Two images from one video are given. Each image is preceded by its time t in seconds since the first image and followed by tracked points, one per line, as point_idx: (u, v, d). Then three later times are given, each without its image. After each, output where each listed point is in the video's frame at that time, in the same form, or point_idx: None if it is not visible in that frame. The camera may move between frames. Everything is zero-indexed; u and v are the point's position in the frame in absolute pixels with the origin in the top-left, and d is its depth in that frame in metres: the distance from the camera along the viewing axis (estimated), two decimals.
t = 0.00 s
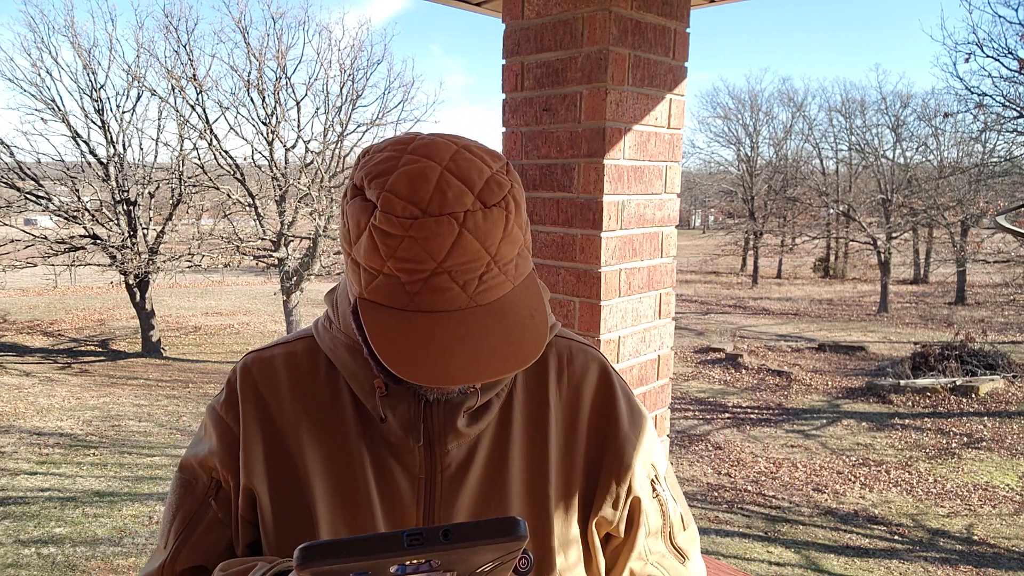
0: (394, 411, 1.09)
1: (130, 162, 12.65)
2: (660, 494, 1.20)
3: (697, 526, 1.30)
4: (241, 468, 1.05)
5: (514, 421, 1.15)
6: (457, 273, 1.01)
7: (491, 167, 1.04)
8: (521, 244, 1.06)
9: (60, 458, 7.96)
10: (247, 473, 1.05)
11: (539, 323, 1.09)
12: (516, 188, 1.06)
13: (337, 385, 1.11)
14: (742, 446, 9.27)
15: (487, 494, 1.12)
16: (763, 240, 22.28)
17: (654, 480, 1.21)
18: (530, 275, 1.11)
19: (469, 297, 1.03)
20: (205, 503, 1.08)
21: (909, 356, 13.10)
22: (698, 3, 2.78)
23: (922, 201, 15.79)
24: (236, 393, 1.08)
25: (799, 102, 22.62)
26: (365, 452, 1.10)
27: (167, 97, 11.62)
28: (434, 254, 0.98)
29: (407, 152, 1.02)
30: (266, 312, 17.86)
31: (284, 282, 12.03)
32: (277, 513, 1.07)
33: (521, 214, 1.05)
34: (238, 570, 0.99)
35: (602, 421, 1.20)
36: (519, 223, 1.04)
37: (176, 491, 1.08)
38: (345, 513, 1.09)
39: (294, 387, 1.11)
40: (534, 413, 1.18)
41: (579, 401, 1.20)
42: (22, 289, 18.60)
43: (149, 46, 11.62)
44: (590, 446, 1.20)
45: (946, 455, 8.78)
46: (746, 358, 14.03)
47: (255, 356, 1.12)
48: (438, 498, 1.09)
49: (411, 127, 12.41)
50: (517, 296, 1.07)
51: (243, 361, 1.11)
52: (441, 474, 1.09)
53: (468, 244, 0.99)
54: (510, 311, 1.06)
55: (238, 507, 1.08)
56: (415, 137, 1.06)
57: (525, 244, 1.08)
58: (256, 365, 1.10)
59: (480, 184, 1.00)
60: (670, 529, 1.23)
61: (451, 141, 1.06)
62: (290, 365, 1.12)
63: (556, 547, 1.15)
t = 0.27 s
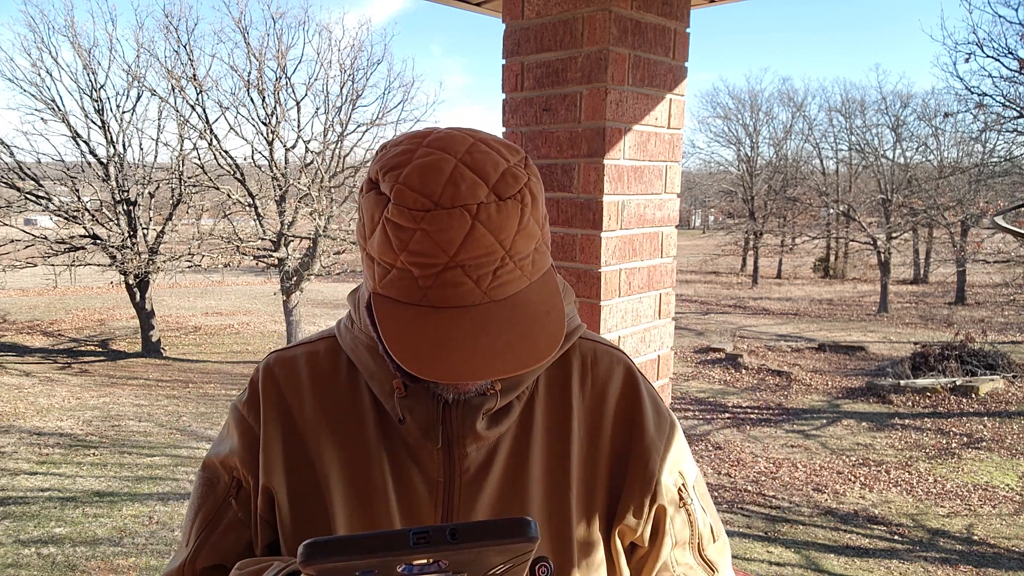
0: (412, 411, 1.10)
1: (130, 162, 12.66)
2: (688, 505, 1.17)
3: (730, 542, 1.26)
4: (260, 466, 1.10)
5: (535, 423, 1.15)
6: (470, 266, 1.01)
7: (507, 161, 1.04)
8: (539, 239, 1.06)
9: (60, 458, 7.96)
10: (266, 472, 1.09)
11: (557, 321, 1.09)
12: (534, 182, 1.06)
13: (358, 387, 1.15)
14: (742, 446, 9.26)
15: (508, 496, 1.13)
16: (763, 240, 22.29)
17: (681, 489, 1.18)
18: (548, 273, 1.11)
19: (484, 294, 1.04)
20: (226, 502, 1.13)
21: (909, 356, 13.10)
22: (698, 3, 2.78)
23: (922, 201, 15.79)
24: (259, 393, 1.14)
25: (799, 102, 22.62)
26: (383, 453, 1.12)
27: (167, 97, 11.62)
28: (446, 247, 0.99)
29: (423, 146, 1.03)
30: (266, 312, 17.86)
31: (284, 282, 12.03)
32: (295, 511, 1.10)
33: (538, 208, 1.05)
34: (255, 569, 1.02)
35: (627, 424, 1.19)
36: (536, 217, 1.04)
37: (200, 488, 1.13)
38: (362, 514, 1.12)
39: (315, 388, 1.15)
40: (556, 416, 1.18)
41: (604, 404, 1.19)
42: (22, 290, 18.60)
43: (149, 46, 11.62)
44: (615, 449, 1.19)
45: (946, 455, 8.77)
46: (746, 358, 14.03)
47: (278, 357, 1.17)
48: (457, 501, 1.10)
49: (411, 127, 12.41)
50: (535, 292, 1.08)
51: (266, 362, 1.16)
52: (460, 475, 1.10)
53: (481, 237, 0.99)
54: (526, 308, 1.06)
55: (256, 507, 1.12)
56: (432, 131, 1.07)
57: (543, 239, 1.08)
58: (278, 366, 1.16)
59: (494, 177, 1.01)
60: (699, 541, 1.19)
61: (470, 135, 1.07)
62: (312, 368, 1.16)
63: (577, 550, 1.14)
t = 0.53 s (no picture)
0: (422, 410, 1.11)
1: (130, 162, 12.67)
2: (703, 508, 1.15)
3: (746, 549, 1.24)
4: (270, 464, 1.11)
5: (546, 424, 1.15)
6: (477, 260, 1.01)
7: (517, 155, 1.04)
8: (547, 234, 1.06)
9: (60, 458, 7.96)
10: (274, 470, 1.10)
11: (566, 317, 1.08)
12: (544, 176, 1.06)
13: (369, 387, 1.16)
14: (742, 446, 9.26)
15: (517, 495, 1.12)
16: (763, 240, 22.30)
17: (695, 492, 1.16)
18: (558, 269, 1.11)
19: (492, 288, 1.04)
20: (237, 500, 1.15)
21: (909, 356, 13.10)
22: (698, 3, 2.78)
23: (922, 201, 15.78)
24: (271, 391, 1.15)
25: (799, 102, 22.62)
26: (392, 452, 1.12)
27: (167, 97, 11.63)
28: (453, 240, 0.99)
29: (433, 140, 1.04)
30: (266, 312, 17.86)
31: (283, 282, 12.03)
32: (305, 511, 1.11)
33: (548, 202, 1.05)
34: (262, 567, 1.02)
35: (640, 426, 1.19)
36: (545, 212, 1.04)
37: (213, 485, 1.16)
38: (372, 514, 1.12)
39: (325, 386, 1.16)
40: (568, 416, 1.18)
41: (617, 404, 1.19)
42: (22, 290, 18.62)
43: (149, 46, 11.64)
44: (627, 451, 1.19)
45: (946, 455, 8.77)
46: (746, 358, 14.04)
47: (291, 356, 1.18)
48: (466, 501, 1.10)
49: (411, 127, 12.41)
50: (544, 288, 1.07)
51: (278, 361, 1.18)
52: (470, 473, 1.10)
53: (488, 230, 0.99)
54: (535, 303, 1.05)
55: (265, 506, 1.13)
56: (442, 127, 1.08)
57: (553, 235, 1.08)
58: (291, 365, 1.17)
59: (503, 170, 1.01)
60: (714, 546, 1.17)
61: (480, 130, 1.07)
62: (323, 367, 1.18)
63: (587, 551, 1.13)
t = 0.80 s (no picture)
0: (424, 410, 1.11)
1: (130, 162, 12.68)
2: (703, 507, 1.15)
3: (747, 548, 1.24)
4: (271, 463, 1.11)
5: (547, 424, 1.15)
6: (481, 262, 1.01)
7: (522, 158, 1.04)
8: (551, 237, 1.06)
9: (60, 458, 7.95)
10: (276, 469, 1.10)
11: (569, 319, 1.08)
12: (548, 180, 1.06)
13: (370, 386, 1.16)
14: (742, 446, 9.26)
15: (518, 493, 1.12)
16: (763, 240, 22.30)
17: (696, 492, 1.16)
18: (561, 271, 1.11)
19: (494, 291, 1.03)
20: (239, 498, 1.15)
21: (909, 356, 13.10)
22: (698, 3, 2.77)
23: (922, 201, 15.79)
24: (273, 389, 1.15)
25: (799, 102, 22.62)
26: (394, 452, 1.12)
27: (167, 97, 11.63)
28: (457, 243, 0.99)
29: (439, 142, 1.03)
30: (266, 312, 17.86)
31: (283, 282, 12.03)
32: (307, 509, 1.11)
33: (552, 205, 1.05)
34: (264, 566, 1.02)
35: (640, 425, 1.19)
36: (548, 215, 1.04)
37: (214, 484, 1.16)
38: (374, 513, 1.12)
39: (327, 386, 1.16)
40: (569, 416, 1.17)
41: (617, 404, 1.19)
42: (21, 290, 18.63)
43: (149, 46, 11.64)
44: (627, 451, 1.18)
45: (946, 455, 8.77)
46: (746, 358, 14.04)
47: (293, 354, 1.19)
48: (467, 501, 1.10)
49: (411, 127, 12.42)
50: (546, 291, 1.07)
51: (281, 360, 1.18)
52: (472, 473, 1.10)
53: (492, 233, 0.99)
54: (538, 305, 1.05)
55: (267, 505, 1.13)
56: (448, 128, 1.07)
57: (556, 238, 1.08)
58: (293, 364, 1.17)
59: (508, 174, 1.01)
60: (714, 545, 1.17)
61: (486, 133, 1.07)
62: (326, 367, 1.18)
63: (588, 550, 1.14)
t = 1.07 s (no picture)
0: (419, 410, 1.12)
1: (130, 162, 12.68)
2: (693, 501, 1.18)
3: (736, 540, 1.27)
4: (268, 463, 1.11)
5: (541, 422, 1.15)
6: (476, 264, 1.01)
7: (515, 161, 1.04)
8: (544, 239, 1.07)
9: (60, 458, 7.96)
10: (273, 469, 1.10)
11: (562, 318, 1.09)
12: (542, 183, 1.06)
13: (365, 386, 1.16)
14: (742, 446, 9.26)
15: (513, 492, 1.13)
16: (763, 240, 22.29)
17: (686, 486, 1.18)
18: (554, 272, 1.11)
19: (488, 291, 1.04)
20: (235, 499, 1.15)
21: (909, 356, 13.10)
22: (698, 3, 2.77)
23: (922, 201, 15.78)
24: (268, 391, 1.15)
25: (799, 102, 22.61)
26: (390, 451, 1.13)
27: (167, 97, 11.63)
28: (452, 245, 0.99)
29: (433, 145, 1.03)
30: (266, 312, 17.86)
31: (283, 282, 12.03)
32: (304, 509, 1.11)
33: (545, 207, 1.06)
34: (262, 566, 1.02)
35: (633, 422, 1.19)
36: (542, 217, 1.05)
37: (210, 486, 1.15)
38: (370, 512, 1.12)
39: (323, 387, 1.16)
40: (563, 413, 1.18)
41: (610, 401, 1.20)
42: (22, 290, 18.63)
43: (149, 46, 11.64)
44: (620, 447, 1.19)
45: (946, 455, 8.77)
46: (746, 358, 14.04)
47: (287, 356, 1.19)
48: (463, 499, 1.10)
49: (411, 127, 12.42)
50: (539, 291, 1.08)
51: (276, 361, 1.18)
52: (467, 472, 1.10)
53: (486, 235, 0.99)
54: (531, 306, 1.06)
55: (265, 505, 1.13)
56: (441, 131, 1.07)
57: (549, 240, 1.08)
58: (287, 365, 1.17)
59: (501, 176, 1.01)
60: (705, 537, 1.20)
61: (480, 135, 1.07)
62: (321, 367, 1.18)
63: (585, 546, 1.14)
